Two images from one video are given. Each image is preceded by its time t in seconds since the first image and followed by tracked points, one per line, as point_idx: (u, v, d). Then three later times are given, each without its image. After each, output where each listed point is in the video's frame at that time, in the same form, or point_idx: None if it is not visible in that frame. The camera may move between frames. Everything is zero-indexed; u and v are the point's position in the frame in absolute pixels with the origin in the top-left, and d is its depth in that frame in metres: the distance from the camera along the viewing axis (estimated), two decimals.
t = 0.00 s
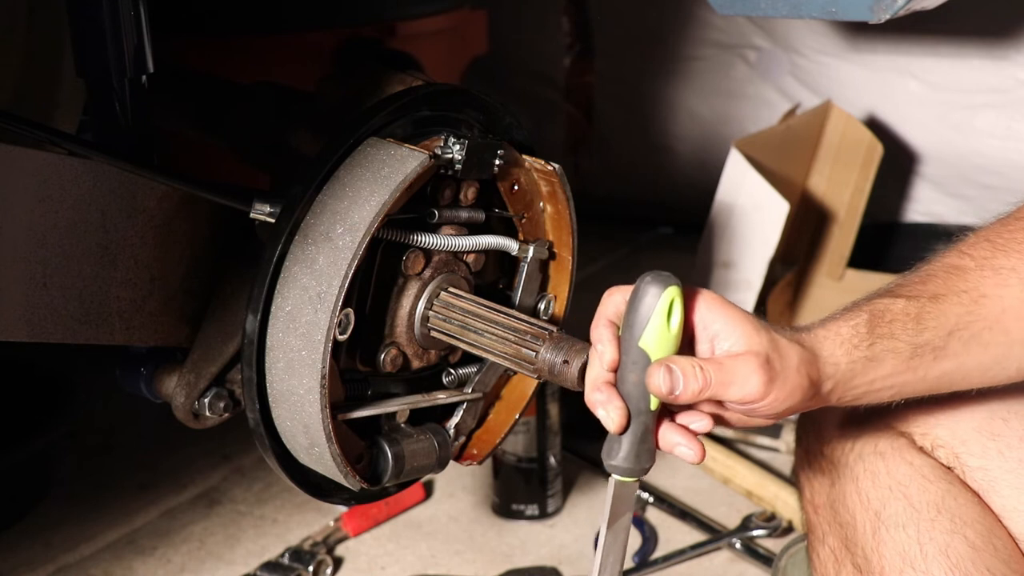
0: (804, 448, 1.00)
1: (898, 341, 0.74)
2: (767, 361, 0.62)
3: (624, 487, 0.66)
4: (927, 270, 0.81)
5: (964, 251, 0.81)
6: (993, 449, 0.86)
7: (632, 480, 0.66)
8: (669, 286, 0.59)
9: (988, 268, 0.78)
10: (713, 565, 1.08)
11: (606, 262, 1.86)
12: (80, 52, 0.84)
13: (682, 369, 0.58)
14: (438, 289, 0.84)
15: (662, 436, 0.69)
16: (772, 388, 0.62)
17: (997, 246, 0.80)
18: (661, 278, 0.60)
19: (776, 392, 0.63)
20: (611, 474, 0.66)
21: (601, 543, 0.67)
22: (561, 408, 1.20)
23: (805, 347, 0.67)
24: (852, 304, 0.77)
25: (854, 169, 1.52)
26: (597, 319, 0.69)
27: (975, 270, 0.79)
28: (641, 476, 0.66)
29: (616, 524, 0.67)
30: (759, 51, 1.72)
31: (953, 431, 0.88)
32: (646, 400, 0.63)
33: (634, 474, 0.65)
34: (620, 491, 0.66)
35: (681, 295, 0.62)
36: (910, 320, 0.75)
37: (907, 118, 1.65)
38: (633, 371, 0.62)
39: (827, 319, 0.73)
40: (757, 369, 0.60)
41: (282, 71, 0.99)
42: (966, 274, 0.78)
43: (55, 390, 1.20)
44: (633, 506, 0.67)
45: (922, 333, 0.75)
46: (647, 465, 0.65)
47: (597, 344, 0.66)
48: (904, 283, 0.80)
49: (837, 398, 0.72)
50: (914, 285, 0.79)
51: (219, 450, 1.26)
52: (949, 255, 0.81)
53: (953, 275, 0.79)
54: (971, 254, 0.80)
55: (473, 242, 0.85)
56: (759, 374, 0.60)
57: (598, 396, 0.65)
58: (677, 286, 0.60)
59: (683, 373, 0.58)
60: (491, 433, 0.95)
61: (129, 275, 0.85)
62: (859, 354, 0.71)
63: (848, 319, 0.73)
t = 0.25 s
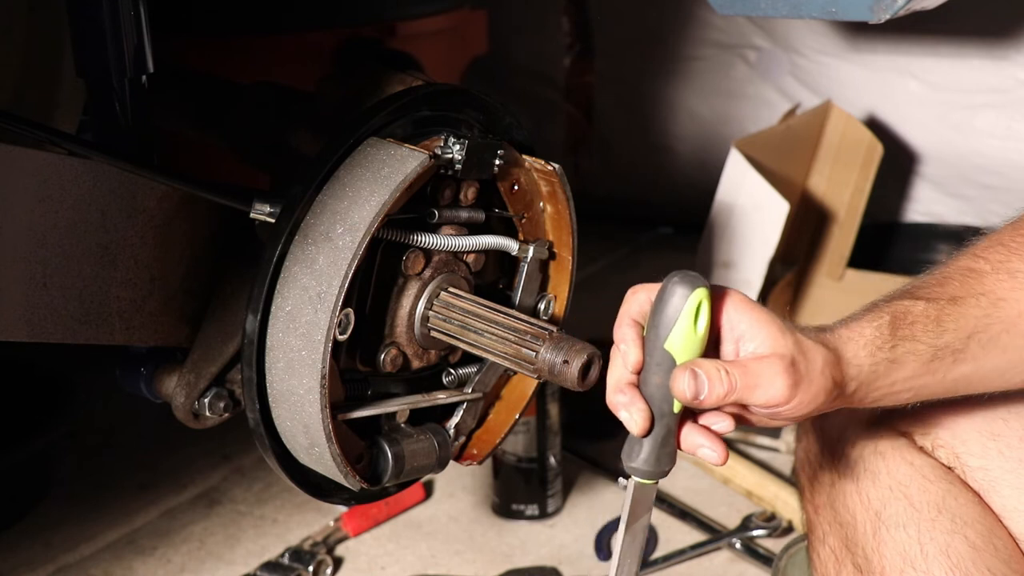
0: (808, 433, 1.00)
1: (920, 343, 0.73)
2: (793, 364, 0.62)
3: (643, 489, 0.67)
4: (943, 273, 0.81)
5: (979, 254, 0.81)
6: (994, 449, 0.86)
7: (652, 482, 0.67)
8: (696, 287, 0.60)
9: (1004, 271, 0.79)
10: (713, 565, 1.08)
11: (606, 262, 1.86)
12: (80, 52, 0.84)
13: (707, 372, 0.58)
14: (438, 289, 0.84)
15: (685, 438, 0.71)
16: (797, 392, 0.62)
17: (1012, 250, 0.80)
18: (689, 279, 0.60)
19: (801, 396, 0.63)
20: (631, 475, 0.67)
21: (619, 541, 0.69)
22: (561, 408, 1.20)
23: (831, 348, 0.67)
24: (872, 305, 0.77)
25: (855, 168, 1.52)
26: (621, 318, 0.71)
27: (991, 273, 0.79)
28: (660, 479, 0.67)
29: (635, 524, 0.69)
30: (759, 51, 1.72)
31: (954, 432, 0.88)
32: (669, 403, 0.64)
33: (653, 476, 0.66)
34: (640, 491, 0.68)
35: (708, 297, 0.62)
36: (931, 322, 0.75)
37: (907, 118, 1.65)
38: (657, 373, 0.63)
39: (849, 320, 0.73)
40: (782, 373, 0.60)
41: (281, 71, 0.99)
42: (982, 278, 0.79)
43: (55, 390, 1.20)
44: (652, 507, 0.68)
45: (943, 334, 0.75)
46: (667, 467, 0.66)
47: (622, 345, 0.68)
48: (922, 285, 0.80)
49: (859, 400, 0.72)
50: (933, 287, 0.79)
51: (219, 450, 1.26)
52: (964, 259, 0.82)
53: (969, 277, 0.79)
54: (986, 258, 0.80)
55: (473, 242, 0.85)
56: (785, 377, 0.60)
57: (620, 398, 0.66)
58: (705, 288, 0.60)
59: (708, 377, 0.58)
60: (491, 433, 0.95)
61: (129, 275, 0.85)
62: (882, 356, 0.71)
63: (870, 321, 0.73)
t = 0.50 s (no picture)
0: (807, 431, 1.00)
1: (916, 342, 0.73)
2: (789, 362, 0.62)
3: (643, 491, 0.67)
4: (937, 272, 0.81)
5: (974, 254, 0.81)
6: (994, 449, 0.86)
7: (652, 483, 0.68)
8: (690, 287, 0.60)
9: (998, 270, 0.79)
10: (713, 565, 1.08)
11: (606, 262, 1.86)
12: (80, 52, 0.84)
13: (703, 373, 0.59)
14: (438, 289, 0.84)
15: (683, 437, 0.72)
16: (795, 391, 0.62)
17: (1005, 249, 0.80)
18: (683, 280, 0.61)
19: (798, 395, 0.62)
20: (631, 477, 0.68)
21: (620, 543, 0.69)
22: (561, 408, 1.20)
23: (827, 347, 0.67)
24: (867, 304, 0.77)
25: (855, 168, 1.52)
26: (617, 319, 0.71)
27: (986, 272, 0.79)
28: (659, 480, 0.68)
29: (636, 524, 0.69)
30: (759, 51, 1.72)
31: (954, 432, 0.88)
32: (666, 404, 0.64)
33: (653, 476, 0.67)
34: (640, 492, 0.68)
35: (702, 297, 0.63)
36: (927, 321, 0.74)
37: (907, 118, 1.65)
38: (653, 374, 0.63)
39: (845, 319, 0.73)
40: (779, 372, 0.60)
41: (281, 71, 0.99)
42: (976, 277, 0.79)
43: (55, 391, 1.20)
44: (653, 508, 0.69)
45: (939, 334, 0.74)
46: (666, 469, 0.67)
47: (618, 347, 0.68)
48: (916, 284, 0.79)
49: (855, 398, 0.72)
50: (928, 286, 0.79)
51: (219, 450, 1.26)
52: (959, 259, 0.82)
53: (964, 277, 0.79)
54: (980, 257, 0.80)
55: (473, 242, 0.85)
56: (782, 376, 0.60)
57: (618, 400, 0.66)
58: (699, 288, 0.60)
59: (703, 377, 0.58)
60: (491, 433, 0.95)
61: (129, 275, 0.85)
62: (878, 355, 0.71)
63: (867, 320, 0.73)
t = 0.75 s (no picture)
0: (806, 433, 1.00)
1: (899, 338, 0.74)
2: (769, 355, 0.61)
3: (629, 484, 0.66)
4: (924, 269, 0.81)
5: (962, 252, 0.81)
6: (994, 449, 0.86)
7: (639, 475, 0.66)
8: (669, 278, 0.59)
9: (985, 268, 0.79)
10: (713, 565, 1.08)
11: (606, 262, 1.86)
12: (80, 52, 0.84)
13: (683, 365, 0.58)
14: (438, 289, 0.84)
15: (668, 428, 0.68)
16: (775, 382, 0.62)
17: (993, 248, 0.80)
18: (661, 271, 0.60)
19: (779, 387, 0.62)
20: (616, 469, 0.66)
21: (608, 535, 0.67)
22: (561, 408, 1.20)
23: (807, 339, 0.67)
24: (852, 300, 0.77)
25: (855, 168, 1.52)
26: (599, 314, 0.70)
27: (973, 270, 0.79)
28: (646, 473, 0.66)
29: (624, 518, 0.67)
30: (759, 52, 1.72)
31: (954, 431, 0.88)
32: (648, 395, 0.63)
33: (638, 469, 0.65)
34: (628, 486, 0.66)
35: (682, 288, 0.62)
36: (911, 317, 0.75)
37: (907, 118, 1.65)
38: (635, 366, 0.62)
39: (829, 313, 0.73)
40: (759, 364, 0.60)
41: (281, 72, 0.99)
42: (964, 275, 0.79)
43: (56, 391, 1.20)
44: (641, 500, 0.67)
45: (923, 330, 0.75)
46: (653, 460, 0.65)
47: (599, 340, 0.66)
48: (902, 280, 0.80)
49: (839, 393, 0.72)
50: (914, 282, 0.79)
51: (219, 450, 1.26)
52: (947, 256, 0.82)
53: (951, 274, 0.79)
54: (968, 255, 0.80)
55: (473, 242, 0.85)
56: (762, 368, 0.60)
57: (601, 393, 0.65)
58: (677, 278, 0.60)
59: (685, 369, 0.58)
60: (491, 433, 0.95)
61: (129, 275, 0.85)
62: (861, 350, 0.71)
63: (851, 315, 0.73)
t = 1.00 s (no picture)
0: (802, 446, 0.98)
1: (888, 361, 0.72)
2: (763, 382, 0.60)
3: (625, 498, 0.66)
4: (910, 285, 0.80)
5: (949, 266, 0.80)
6: (992, 449, 0.86)
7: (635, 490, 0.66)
8: (664, 294, 0.58)
9: (972, 285, 0.78)
10: (713, 565, 1.08)
11: (606, 262, 1.86)
12: (80, 52, 0.84)
13: (674, 387, 0.57)
14: (438, 289, 0.84)
15: (664, 442, 0.68)
16: (767, 408, 0.61)
17: (981, 263, 0.79)
18: (656, 286, 0.59)
19: (770, 414, 0.61)
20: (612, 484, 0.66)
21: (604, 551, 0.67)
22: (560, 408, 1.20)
23: (798, 369, 0.66)
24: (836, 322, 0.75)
25: (855, 169, 1.52)
26: (592, 331, 0.67)
27: (959, 287, 0.78)
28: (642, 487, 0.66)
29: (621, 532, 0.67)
30: (759, 51, 1.72)
31: (951, 432, 0.88)
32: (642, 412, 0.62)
33: (634, 484, 0.65)
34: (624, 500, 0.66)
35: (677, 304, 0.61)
36: (898, 339, 0.73)
37: (907, 118, 1.65)
38: (629, 383, 0.61)
39: (813, 338, 0.71)
40: (752, 391, 0.59)
41: (281, 72, 0.99)
42: (951, 292, 0.78)
43: (56, 390, 1.20)
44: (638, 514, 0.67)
45: (910, 351, 0.74)
46: (647, 475, 0.65)
47: (594, 357, 0.65)
48: (887, 299, 0.79)
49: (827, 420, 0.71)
50: (900, 301, 0.78)
51: (219, 450, 1.26)
52: (934, 271, 0.81)
53: (939, 292, 0.78)
54: (954, 271, 0.79)
55: (473, 242, 0.85)
56: (755, 395, 0.59)
57: (596, 411, 0.64)
58: (672, 295, 0.59)
59: (675, 391, 0.57)
60: (491, 433, 0.95)
61: (129, 274, 0.85)
62: (848, 377, 0.69)
63: (837, 341, 0.71)
